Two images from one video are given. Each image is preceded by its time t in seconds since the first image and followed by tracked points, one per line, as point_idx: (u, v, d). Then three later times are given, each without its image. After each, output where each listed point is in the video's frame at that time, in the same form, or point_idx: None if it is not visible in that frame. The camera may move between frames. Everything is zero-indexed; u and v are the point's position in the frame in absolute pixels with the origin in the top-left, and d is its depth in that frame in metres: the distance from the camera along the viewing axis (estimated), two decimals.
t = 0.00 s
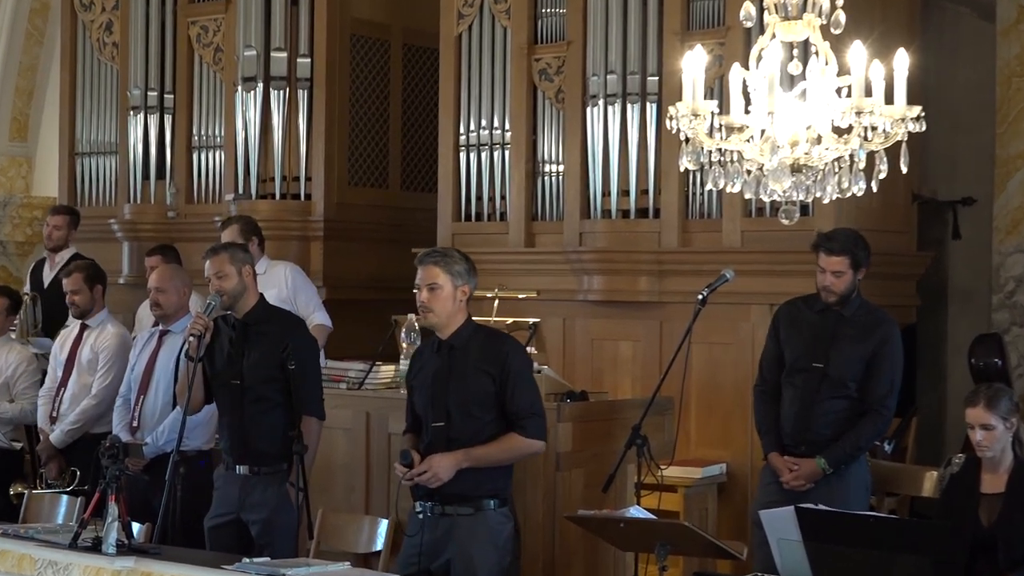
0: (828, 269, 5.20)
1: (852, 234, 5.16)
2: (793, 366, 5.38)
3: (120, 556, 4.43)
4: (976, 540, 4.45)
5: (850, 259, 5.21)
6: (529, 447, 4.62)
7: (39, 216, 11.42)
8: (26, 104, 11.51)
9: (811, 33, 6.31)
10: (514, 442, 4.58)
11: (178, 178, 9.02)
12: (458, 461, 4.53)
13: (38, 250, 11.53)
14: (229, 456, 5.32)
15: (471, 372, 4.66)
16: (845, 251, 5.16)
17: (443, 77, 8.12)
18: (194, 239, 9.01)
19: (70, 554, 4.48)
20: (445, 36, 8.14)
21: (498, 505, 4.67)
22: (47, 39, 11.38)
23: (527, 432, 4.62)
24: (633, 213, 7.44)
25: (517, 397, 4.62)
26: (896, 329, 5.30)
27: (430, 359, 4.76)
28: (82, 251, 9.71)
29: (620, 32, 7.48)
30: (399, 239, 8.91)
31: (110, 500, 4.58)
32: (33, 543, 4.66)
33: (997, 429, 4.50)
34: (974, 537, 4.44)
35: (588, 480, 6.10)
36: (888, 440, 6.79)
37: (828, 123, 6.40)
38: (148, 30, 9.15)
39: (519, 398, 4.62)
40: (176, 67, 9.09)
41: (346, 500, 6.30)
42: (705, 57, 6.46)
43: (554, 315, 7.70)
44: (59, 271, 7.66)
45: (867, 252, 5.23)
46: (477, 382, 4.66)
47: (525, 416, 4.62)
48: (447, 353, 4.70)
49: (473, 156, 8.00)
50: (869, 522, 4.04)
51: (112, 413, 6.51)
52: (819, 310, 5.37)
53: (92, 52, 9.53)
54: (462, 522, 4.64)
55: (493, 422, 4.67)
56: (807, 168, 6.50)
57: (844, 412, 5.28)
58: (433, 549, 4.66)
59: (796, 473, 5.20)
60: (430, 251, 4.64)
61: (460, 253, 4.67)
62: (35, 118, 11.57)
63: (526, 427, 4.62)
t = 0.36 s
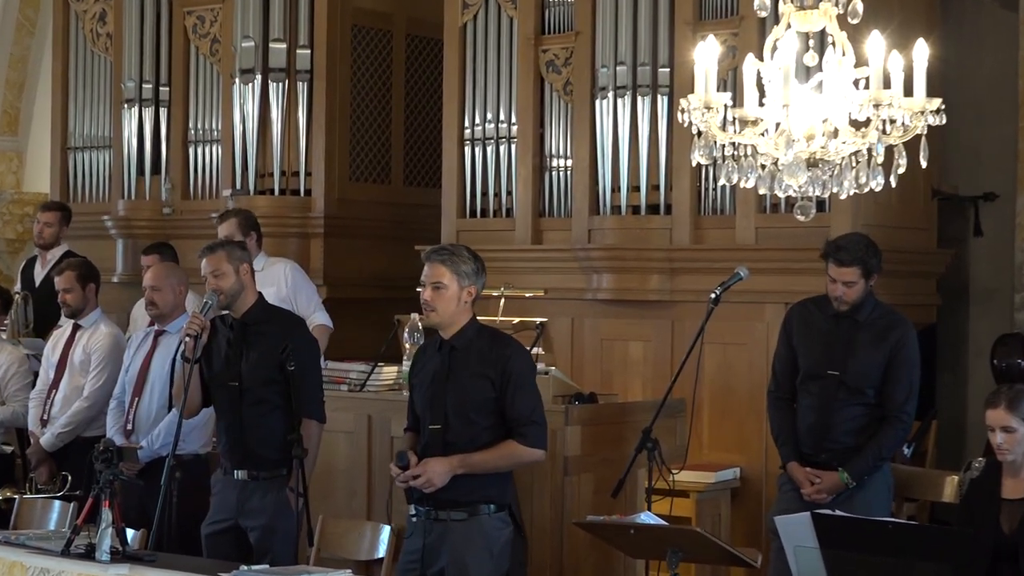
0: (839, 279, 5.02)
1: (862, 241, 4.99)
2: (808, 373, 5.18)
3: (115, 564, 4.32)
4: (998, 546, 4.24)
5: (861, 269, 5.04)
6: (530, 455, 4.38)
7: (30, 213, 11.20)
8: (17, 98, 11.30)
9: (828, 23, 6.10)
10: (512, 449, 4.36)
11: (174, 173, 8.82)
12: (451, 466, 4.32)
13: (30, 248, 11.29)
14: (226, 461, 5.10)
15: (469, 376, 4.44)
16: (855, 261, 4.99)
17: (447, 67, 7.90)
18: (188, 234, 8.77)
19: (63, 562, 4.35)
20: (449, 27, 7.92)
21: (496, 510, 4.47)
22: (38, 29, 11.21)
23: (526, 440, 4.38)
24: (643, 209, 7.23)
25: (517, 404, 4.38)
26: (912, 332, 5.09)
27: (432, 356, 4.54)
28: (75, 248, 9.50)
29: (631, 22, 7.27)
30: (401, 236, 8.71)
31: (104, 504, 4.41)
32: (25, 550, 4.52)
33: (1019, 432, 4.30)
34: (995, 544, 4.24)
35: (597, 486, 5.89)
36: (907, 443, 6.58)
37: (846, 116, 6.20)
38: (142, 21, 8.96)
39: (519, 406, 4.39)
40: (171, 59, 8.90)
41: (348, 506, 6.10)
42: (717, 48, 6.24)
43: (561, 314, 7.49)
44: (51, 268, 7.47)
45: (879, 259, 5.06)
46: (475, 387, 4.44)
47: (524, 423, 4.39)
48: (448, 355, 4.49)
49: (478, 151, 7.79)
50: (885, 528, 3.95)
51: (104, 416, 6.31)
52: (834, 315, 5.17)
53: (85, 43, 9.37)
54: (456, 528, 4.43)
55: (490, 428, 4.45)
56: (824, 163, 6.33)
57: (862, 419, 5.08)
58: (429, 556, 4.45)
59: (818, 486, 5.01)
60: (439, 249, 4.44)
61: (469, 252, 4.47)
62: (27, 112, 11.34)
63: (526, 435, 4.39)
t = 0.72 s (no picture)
0: (850, 271, 4.83)
1: (875, 232, 4.82)
2: (820, 372, 4.98)
3: (103, 570, 4.18)
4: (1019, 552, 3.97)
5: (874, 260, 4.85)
6: (510, 458, 4.21)
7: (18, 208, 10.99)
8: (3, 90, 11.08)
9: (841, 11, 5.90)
10: (492, 451, 4.19)
11: (165, 166, 8.63)
12: (430, 466, 4.15)
13: (17, 244, 11.07)
14: (217, 462, 4.90)
15: (452, 374, 4.28)
16: (869, 251, 4.80)
17: (447, 57, 7.70)
18: (180, 230, 8.58)
19: (50, 569, 4.18)
20: (450, 17, 7.72)
21: (476, 512, 4.30)
22: (25, 18, 11.01)
23: (508, 442, 4.21)
24: (650, 204, 7.04)
25: (500, 404, 4.21)
26: (927, 329, 4.89)
27: (419, 352, 4.38)
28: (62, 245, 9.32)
29: (637, 11, 7.07)
30: (400, 231, 8.52)
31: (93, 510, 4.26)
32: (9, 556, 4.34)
33: None
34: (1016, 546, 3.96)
35: (602, 490, 5.70)
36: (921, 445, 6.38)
37: (858, 108, 6.01)
38: (132, 10, 8.76)
39: (502, 406, 4.22)
40: (162, 49, 8.71)
41: (345, 511, 5.91)
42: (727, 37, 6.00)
43: (565, 312, 7.29)
44: (40, 265, 7.29)
45: (891, 252, 4.87)
46: (457, 385, 4.27)
47: (506, 425, 4.22)
48: (432, 351, 4.33)
49: (479, 144, 7.59)
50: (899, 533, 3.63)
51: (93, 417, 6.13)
52: (846, 312, 4.98)
53: (73, 32, 9.17)
54: (435, 530, 4.25)
55: (472, 428, 4.29)
56: (836, 155, 6.16)
57: (875, 421, 4.89)
58: (409, 558, 4.29)
59: (829, 488, 4.81)
60: (429, 242, 4.29)
61: (460, 248, 4.30)
62: (13, 103, 11.11)
63: (507, 437, 4.21)
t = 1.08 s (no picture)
0: (858, 271, 4.61)
1: (882, 231, 4.60)
2: (827, 372, 4.77)
3: None
4: None
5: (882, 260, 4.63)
6: (492, 461, 4.03)
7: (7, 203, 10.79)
8: None
9: None
10: (473, 454, 4.01)
11: (154, 159, 8.44)
12: (410, 468, 3.97)
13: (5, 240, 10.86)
14: (200, 465, 4.72)
15: (434, 373, 4.08)
16: (877, 250, 4.58)
17: (445, 46, 7.50)
18: (171, 224, 8.43)
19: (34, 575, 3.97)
20: (448, 5, 7.53)
21: (454, 516, 4.10)
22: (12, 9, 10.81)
23: (489, 445, 4.03)
24: (655, 197, 6.85)
25: (482, 405, 4.02)
26: (938, 329, 4.68)
27: (401, 352, 4.19)
28: (48, 239, 9.11)
29: None
30: (399, 226, 8.32)
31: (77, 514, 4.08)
32: None
33: None
34: None
35: (605, 494, 5.50)
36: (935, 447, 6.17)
37: (870, 98, 5.81)
38: None
39: (486, 407, 4.04)
40: (150, 38, 8.53)
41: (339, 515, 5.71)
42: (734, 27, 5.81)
43: (568, 310, 7.09)
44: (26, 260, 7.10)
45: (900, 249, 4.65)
46: (439, 384, 4.08)
47: (488, 427, 4.03)
48: (415, 352, 4.13)
49: (478, 136, 7.40)
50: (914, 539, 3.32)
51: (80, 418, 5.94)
52: (855, 311, 4.77)
53: (59, 21, 8.99)
54: (413, 534, 4.05)
55: (452, 430, 4.10)
56: (847, 148, 5.96)
57: (881, 423, 4.68)
58: (386, 560, 4.09)
59: (833, 491, 4.62)
60: (409, 241, 4.13)
61: (442, 246, 4.14)
62: None
63: (488, 440, 4.03)
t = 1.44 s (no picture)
0: (855, 261, 4.45)
1: (880, 218, 4.44)
2: (828, 370, 4.59)
3: None
4: None
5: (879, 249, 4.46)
6: (481, 463, 3.86)
7: None
8: None
9: None
10: (461, 457, 3.84)
11: (141, 154, 8.26)
12: (397, 471, 3.80)
13: None
14: (179, 468, 4.57)
15: (419, 373, 3.91)
16: (873, 239, 4.41)
17: (441, 36, 7.31)
18: (156, 220, 8.17)
19: None
20: None
21: (442, 521, 3.93)
22: None
23: (477, 447, 3.86)
24: (659, 192, 6.67)
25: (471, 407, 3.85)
26: (941, 325, 4.50)
27: (383, 353, 4.01)
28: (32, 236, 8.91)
29: None
30: (396, 223, 8.14)
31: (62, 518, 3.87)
32: None
33: None
34: None
35: (608, 499, 5.31)
36: (948, 450, 5.98)
37: (881, 89, 5.60)
38: None
39: (474, 409, 3.86)
40: (137, 29, 8.34)
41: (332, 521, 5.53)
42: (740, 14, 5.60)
43: (570, 309, 6.90)
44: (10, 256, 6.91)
45: (898, 239, 4.48)
46: (425, 385, 3.90)
47: (476, 429, 3.86)
48: (399, 352, 3.96)
49: (477, 128, 7.20)
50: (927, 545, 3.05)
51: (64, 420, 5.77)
52: (858, 305, 4.58)
53: (43, 10, 8.80)
54: (399, 538, 3.89)
55: (440, 432, 3.92)
56: (858, 141, 5.78)
57: (879, 421, 4.50)
58: (371, 567, 3.93)
59: (826, 490, 4.47)
60: (390, 239, 3.96)
61: (424, 243, 3.98)
62: None
63: (475, 441, 3.86)
